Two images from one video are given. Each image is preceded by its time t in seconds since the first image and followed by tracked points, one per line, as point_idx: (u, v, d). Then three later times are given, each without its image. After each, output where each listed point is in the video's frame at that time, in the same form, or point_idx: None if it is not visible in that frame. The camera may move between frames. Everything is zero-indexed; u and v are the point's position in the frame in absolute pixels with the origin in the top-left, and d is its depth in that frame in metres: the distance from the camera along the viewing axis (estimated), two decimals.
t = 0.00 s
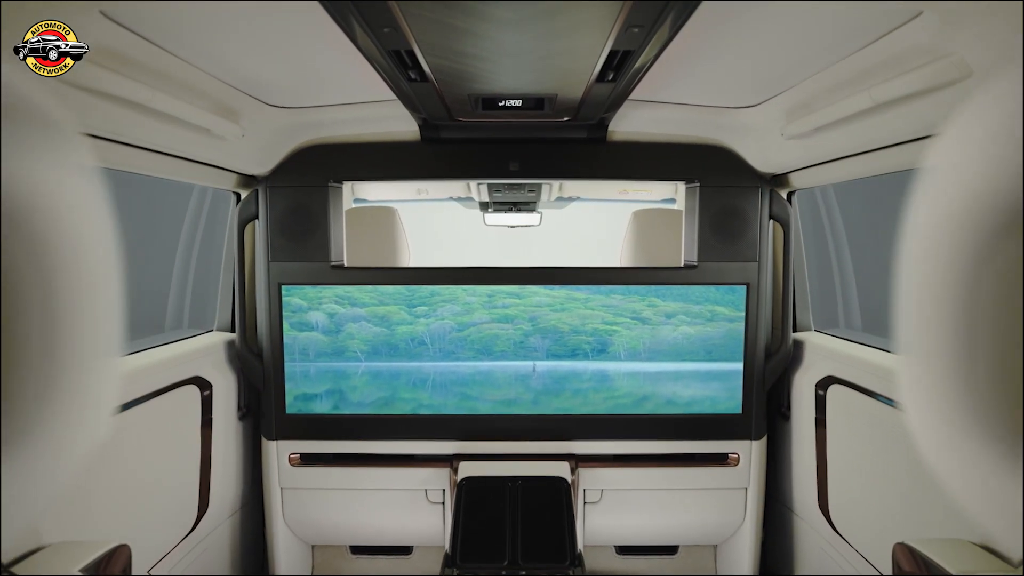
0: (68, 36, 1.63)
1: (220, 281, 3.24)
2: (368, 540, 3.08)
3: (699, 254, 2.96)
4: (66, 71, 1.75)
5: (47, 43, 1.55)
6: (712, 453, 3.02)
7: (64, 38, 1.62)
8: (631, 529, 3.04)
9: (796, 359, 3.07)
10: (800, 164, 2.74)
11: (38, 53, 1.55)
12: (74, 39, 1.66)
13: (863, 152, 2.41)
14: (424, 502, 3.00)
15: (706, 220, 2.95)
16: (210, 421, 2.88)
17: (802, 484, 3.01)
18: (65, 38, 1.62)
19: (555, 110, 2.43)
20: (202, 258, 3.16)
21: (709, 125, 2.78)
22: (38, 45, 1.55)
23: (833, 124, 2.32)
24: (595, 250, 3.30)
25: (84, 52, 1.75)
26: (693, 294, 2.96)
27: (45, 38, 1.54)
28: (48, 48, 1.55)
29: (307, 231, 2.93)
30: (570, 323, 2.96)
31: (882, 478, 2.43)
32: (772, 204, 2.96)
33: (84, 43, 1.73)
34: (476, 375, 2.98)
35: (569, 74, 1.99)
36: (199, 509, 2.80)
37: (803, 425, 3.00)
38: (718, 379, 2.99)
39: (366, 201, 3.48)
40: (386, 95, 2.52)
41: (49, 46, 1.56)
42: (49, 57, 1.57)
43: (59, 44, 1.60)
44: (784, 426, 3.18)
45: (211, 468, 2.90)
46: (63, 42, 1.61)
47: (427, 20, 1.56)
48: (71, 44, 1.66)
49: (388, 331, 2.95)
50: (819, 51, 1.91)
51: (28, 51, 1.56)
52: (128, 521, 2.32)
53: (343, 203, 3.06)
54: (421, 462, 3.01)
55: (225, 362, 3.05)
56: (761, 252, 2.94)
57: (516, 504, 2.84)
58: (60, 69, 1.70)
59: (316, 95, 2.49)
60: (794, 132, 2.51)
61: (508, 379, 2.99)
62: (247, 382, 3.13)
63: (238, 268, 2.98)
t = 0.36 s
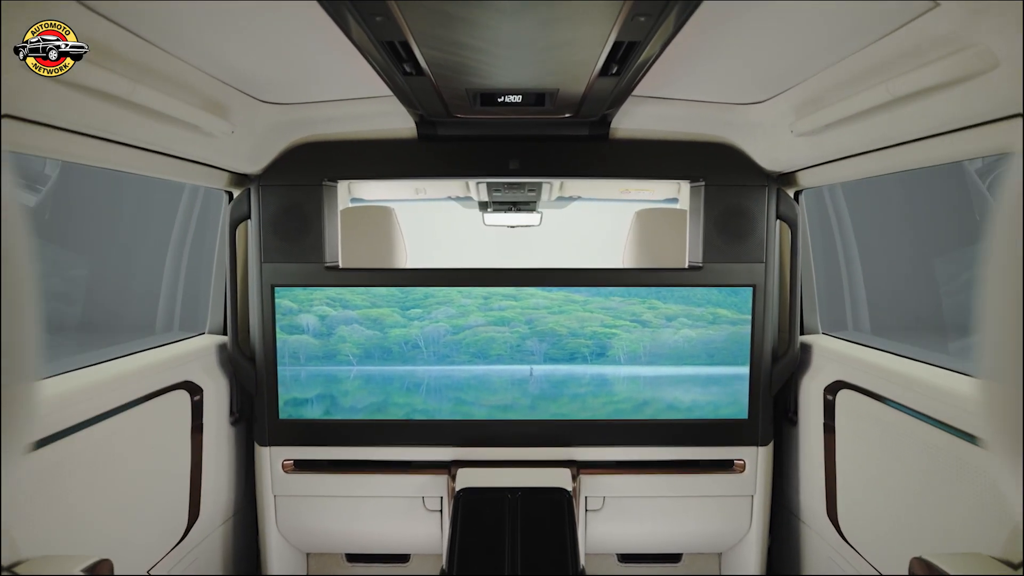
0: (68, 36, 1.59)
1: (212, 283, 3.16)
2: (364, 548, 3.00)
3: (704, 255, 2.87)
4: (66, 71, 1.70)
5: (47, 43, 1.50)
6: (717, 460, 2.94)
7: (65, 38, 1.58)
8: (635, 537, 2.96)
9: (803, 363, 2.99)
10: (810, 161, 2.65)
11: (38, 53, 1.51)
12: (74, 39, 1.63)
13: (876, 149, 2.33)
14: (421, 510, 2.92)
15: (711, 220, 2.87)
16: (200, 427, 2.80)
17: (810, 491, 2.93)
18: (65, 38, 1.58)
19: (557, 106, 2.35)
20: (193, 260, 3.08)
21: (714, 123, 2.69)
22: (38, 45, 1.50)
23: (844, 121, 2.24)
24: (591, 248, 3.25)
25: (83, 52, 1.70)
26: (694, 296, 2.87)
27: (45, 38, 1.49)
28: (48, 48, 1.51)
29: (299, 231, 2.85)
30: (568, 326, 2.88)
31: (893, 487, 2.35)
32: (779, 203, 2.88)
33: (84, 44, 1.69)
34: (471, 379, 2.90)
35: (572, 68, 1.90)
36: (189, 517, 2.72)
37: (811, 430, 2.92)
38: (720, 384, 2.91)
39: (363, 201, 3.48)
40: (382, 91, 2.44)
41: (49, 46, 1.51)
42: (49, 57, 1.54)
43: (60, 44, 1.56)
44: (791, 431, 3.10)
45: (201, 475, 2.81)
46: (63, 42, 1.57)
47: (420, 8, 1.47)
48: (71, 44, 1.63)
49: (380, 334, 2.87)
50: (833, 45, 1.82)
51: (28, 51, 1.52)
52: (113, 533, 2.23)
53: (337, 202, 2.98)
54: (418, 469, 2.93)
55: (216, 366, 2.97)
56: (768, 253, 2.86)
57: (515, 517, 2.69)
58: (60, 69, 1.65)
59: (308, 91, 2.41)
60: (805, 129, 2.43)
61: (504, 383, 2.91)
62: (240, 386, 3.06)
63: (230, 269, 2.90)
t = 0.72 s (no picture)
0: (68, 36, 1.58)
1: (203, 285, 3.08)
2: (360, 557, 2.92)
3: (709, 256, 2.80)
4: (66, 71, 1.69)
5: (46, 43, 1.51)
6: (723, 466, 2.87)
7: (65, 38, 1.58)
8: (638, 546, 2.88)
9: (811, 367, 2.92)
10: (821, 158, 2.57)
11: (39, 53, 1.52)
12: (74, 39, 1.63)
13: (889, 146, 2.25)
14: (419, 518, 2.84)
15: (717, 220, 2.79)
16: (191, 432, 2.72)
17: (817, 499, 2.85)
18: (65, 38, 1.58)
19: (558, 102, 2.27)
20: (183, 262, 3.01)
21: (720, 120, 2.61)
22: (38, 46, 1.50)
23: (856, 117, 2.16)
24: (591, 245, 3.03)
25: (83, 53, 1.70)
26: (696, 298, 2.79)
27: (45, 39, 1.50)
28: (47, 48, 1.52)
29: (292, 231, 2.77)
30: (566, 329, 2.81)
31: (905, 497, 2.27)
32: (786, 203, 2.80)
33: (83, 44, 1.68)
34: (466, 384, 2.82)
35: (575, 60, 1.83)
36: (180, 525, 2.64)
37: (820, 436, 2.84)
38: (724, 388, 2.83)
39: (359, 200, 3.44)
40: (377, 86, 2.35)
41: (49, 46, 1.53)
42: (49, 57, 1.55)
43: (59, 44, 1.57)
44: (798, 437, 3.03)
45: (193, 482, 2.74)
46: (63, 42, 1.58)
47: None
48: (70, 44, 1.62)
49: (373, 337, 2.79)
50: (847, 37, 1.74)
51: (27, 51, 1.53)
52: (100, 544, 2.15)
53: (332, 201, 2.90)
54: (415, 476, 2.85)
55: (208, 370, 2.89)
56: (775, 254, 2.78)
57: (515, 528, 2.60)
58: (60, 69, 1.65)
59: (301, 86, 2.33)
60: (816, 125, 2.33)
61: (501, 388, 2.83)
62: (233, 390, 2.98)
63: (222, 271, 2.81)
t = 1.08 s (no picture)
0: (67, 36, 1.57)
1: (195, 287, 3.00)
2: (357, 565, 2.85)
3: (714, 256, 2.72)
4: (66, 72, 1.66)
5: (47, 43, 1.50)
6: (728, 473, 2.80)
7: (64, 38, 1.56)
8: (641, 555, 2.81)
9: (819, 371, 2.85)
10: (830, 156, 2.50)
11: (38, 53, 1.50)
12: (74, 39, 1.61)
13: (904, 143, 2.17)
14: (416, 526, 2.77)
15: (722, 221, 2.72)
16: (182, 438, 2.65)
17: (825, 506, 2.78)
18: (65, 38, 1.56)
19: (560, 98, 2.20)
20: (174, 263, 2.93)
21: (726, 116, 2.53)
22: (38, 45, 1.49)
23: (868, 113, 2.09)
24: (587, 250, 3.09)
25: (83, 52, 1.69)
26: (697, 300, 2.72)
27: (45, 38, 1.49)
28: (48, 48, 1.51)
29: (285, 231, 2.70)
30: (564, 332, 2.74)
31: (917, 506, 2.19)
32: (794, 202, 2.73)
33: (83, 44, 1.67)
34: (462, 389, 2.75)
35: (578, 54, 1.75)
36: (171, 534, 2.57)
37: (827, 441, 2.77)
38: (728, 392, 2.76)
39: (357, 200, 3.40)
40: (373, 82, 2.28)
41: (49, 46, 1.51)
42: (49, 57, 1.52)
43: (60, 44, 1.55)
44: (805, 443, 2.95)
45: (184, 489, 2.66)
46: (63, 42, 1.56)
47: None
48: (71, 44, 1.61)
49: (366, 340, 2.72)
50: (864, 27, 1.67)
51: (28, 51, 1.50)
52: (85, 555, 2.08)
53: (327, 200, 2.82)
54: (411, 482, 2.78)
55: (199, 374, 2.82)
56: (782, 254, 2.71)
57: (515, 536, 2.51)
58: (60, 69, 1.60)
59: (293, 82, 2.26)
60: (827, 122, 2.21)
61: (497, 393, 2.76)
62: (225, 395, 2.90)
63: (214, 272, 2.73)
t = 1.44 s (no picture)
0: (68, 36, 1.57)
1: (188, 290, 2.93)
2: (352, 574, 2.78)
3: (720, 258, 2.66)
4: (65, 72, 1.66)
5: (47, 43, 1.50)
6: (732, 479, 2.74)
7: (64, 38, 1.57)
8: (644, 563, 2.73)
9: (827, 375, 2.78)
10: (838, 154, 2.43)
11: (38, 53, 1.50)
12: (74, 39, 1.60)
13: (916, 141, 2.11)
14: (413, 533, 2.70)
15: (728, 221, 2.65)
16: (173, 443, 2.58)
17: (832, 513, 2.71)
18: (65, 38, 1.57)
19: (561, 94, 2.14)
20: (167, 265, 2.86)
21: (732, 113, 2.46)
22: (38, 46, 1.49)
23: (878, 109, 2.03)
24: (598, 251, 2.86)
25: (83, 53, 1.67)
26: (698, 302, 2.66)
27: (45, 39, 1.49)
28: (48, 48, 1.51)
29: (277, 232, 2.63)
30: (561, 335, 2.67)
31: (928, 515, 2.13)
32: (801, 201, 2.66)
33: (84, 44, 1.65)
34: (457, 394, 2.68)
35: (580, 47, 1.69)
36: (162, 541, 2.50)
37: (835, 447, 2.69)
38: (731, 397, 2.69)
39: (354, 200, 3.35)
40: (368, 77, 2.21)
41: (49, 46, 1.51)
42: (49, 57, 1.53)
43: (60, 44, 1.55)
44: (811, 448, 2.88)
45: (176, 496, 2.59)
46: (63, 42, 1.56)
47: None
48: (71, 44, 1.60)
49: (359, 344, 2.65)
50: (877, 21, 1.62)
51: (28, 51, 1.50)
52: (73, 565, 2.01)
53: (321, 200, 2.75)
54: (409, 489, 2.71)
55: (192, 378, 2.75)
56: (789, 255, 2.64)
57: (514, 550, 2.35)
58: (60, 69, 1.62)
59: (286, 78, 2.20)
60: (838, 119, 2.20)
61: (493, 397, 2.69)
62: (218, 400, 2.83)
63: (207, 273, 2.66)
